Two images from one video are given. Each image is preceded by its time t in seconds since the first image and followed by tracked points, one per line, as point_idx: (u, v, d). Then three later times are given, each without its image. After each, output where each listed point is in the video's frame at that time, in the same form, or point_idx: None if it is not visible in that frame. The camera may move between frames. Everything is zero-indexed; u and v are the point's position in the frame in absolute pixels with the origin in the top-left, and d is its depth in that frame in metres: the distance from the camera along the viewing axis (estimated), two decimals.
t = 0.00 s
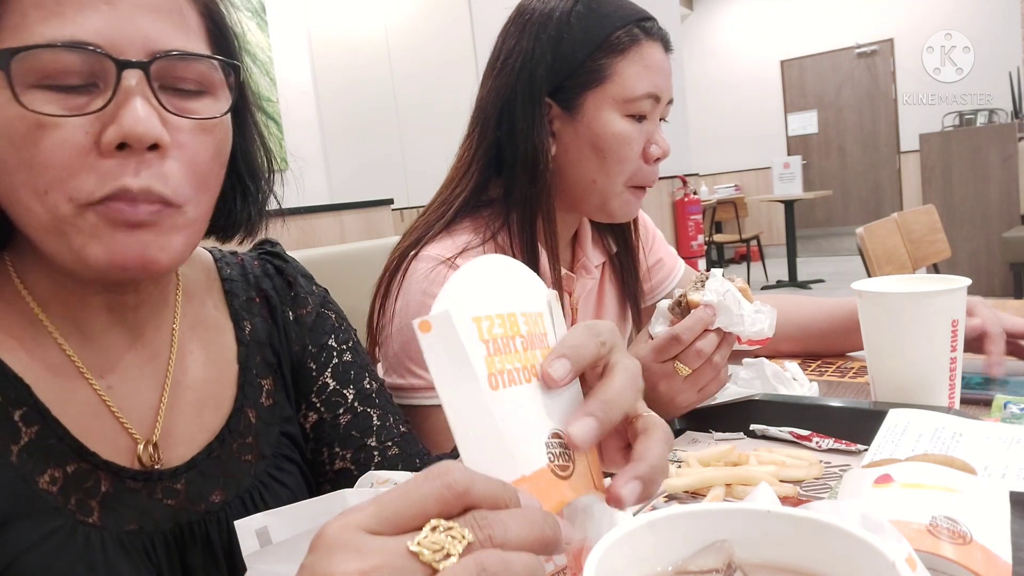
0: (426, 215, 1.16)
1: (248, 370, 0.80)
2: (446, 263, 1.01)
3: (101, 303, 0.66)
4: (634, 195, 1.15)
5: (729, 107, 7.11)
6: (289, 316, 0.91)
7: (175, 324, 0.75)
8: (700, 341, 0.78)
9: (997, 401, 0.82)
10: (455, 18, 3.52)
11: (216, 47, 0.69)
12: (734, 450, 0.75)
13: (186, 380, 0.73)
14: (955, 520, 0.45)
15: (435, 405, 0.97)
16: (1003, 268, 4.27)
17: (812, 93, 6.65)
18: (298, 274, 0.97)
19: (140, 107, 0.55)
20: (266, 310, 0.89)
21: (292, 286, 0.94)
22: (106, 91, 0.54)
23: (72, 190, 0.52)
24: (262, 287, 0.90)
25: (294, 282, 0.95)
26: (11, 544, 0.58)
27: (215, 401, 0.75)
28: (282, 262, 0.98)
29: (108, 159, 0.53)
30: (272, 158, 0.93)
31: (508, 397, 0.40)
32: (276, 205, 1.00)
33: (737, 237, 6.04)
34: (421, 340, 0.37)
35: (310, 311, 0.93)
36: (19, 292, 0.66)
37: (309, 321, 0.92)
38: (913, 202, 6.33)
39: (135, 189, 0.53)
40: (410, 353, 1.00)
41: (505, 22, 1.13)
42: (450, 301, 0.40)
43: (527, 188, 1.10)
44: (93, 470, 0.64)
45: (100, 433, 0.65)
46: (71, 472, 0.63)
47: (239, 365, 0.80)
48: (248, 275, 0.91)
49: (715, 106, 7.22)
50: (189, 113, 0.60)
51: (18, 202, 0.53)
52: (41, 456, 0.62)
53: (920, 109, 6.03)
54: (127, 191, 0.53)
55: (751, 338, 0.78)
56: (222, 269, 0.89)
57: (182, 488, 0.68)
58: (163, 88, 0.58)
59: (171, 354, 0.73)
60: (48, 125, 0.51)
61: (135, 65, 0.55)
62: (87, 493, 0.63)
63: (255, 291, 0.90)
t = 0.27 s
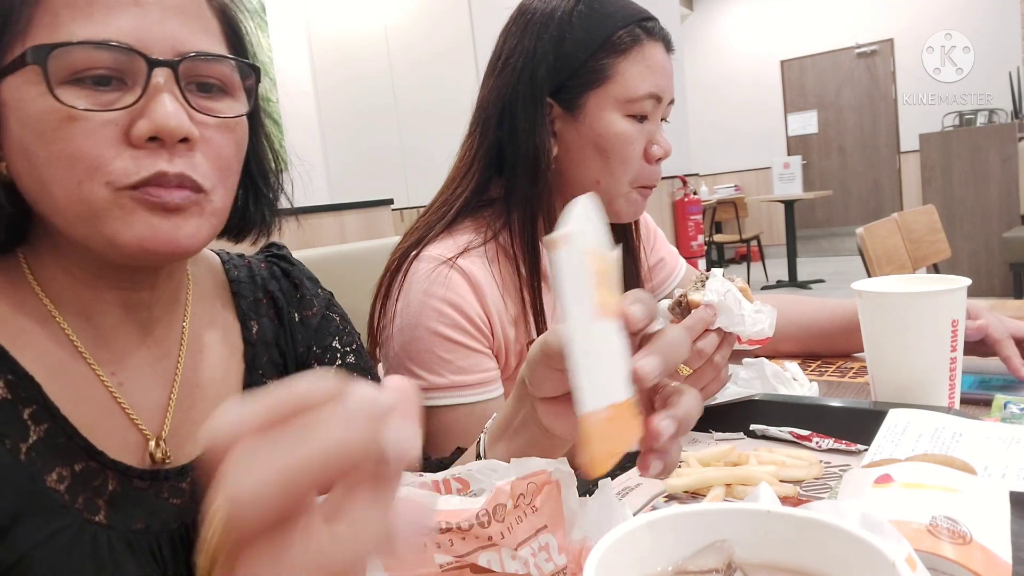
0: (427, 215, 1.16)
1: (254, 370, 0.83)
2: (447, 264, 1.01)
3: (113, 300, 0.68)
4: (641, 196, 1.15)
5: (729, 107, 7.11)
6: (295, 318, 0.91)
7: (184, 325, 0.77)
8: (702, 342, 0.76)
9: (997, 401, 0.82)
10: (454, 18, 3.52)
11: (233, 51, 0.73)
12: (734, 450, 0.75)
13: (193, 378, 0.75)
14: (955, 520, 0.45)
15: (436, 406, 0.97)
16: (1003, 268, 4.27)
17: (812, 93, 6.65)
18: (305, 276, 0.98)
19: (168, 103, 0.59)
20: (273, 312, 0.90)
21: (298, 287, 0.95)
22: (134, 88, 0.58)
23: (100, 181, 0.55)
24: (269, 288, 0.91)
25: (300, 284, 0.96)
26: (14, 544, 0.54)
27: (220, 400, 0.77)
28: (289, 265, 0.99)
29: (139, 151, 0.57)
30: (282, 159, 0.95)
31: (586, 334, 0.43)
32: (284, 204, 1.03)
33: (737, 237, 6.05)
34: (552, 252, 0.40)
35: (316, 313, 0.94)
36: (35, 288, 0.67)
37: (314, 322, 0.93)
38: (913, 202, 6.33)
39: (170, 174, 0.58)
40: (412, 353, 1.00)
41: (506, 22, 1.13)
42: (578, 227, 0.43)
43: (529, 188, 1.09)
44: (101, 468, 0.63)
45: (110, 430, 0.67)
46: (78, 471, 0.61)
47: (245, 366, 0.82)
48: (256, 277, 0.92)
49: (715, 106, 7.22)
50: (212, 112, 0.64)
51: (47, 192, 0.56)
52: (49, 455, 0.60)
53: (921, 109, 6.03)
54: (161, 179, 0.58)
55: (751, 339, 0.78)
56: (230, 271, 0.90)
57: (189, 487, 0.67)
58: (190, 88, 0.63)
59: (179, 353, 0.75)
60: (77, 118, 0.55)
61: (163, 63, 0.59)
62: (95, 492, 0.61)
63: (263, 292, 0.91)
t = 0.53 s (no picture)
0: (426, 215, 1.16)
1: (262, 364, 0.82)
2: (446, 263, 1.02)
3: (128, 292, 0.69)
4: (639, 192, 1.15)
5: (729, 107, 7.12)
6: (302, 315, 0.91)
7: (196, 320, 0.77)
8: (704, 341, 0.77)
9: (997, 401, 0.82)
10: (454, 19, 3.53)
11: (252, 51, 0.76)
12: (733, 450, 0.75)
13: (207, 372, 0.75)
14: (955, 520, 0.45)
15: (436, 406, 0.97)
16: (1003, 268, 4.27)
17: (812, 93, 6.66)
18: (312, 276, 0.98)
19: (192, 101, 0.61)
20: (281, 309, 0.90)
21: (305, 285, 0.95)
22: (161, 85, 0.61)
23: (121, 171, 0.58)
24: (277, 286, 0.91)
25: (307, 282, 0.96)
26: (30, 525, 0.60)
27: (229, 394, 0.77)
28: (296, 265, 0.99)
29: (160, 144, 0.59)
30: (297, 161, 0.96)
31: (626, 311, 0.44)
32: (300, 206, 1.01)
33: (737, 237, 6.05)
34: (611, 226, 0.41)
35: (322, 311, 0.94)
36: (56, 281, 0.68)
37: (321, 320, 0.93)
38: (913, 202, 6.33)
39: (183, 172, 0.60)
40: (410, 353, 0.99)
41: (505, 21, 1.13)
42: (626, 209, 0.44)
43: (527, 187, 1.09)
44: (110, 457, 0.65)
45: (123, 419, 0.67)
46: (90, 457, 0.64)
47: (253, 359, 0.81)
48: (264, 276, 0.92)
49: (715, 106, 7.23)
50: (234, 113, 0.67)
51: (71, 181, 0.58)
52: (62, 439, 0.63)
53: (920, 109, 6.03)
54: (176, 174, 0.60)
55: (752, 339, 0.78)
56: (239, 270, 0.90)
57: (195, 479, 0.69)
58: (214, 89, 0.65)
59: (191, 347, 0.75)
60: (106, 110, 0.57)
61: (190, 63, 0.63)
62: (104, 479, 0.64)
63: (270, 291, 0.91)
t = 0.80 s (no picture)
0: (425, 215, 1.16)
1: (268, 363, 0.82)
2: (445, 264, 1.02)
3: (136, 293, 0.68)
4: (635, 191, 1.15)
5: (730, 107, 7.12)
6: (308, 315, 0.92)
7: (204, 320, 0.77)
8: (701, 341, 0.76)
9: (997, 401, 0.82)
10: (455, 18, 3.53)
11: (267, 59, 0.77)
12: (734, 450, 0.75)
13: (215, 372, 0.76)
14: (955, 520, 0.45)
15: (436, 406, 0.97)
16: (1003, 268, 4.27)
17: (812, 93, 6.66)
18: (318, 276, 0.98)
19: (210, 107, 0.62)
20: (287, 309, 0.90)
21: (310, 285, 0.95)
22: (180, 91, 0.61)
23: (135, 171, 0.58)
24: (283, 286, 0.92)
25: (313, 282, 0.96)
26: (41, 514, 0.60)
27: (236, 393, 0.77)
28: (302, 264, 0.99)
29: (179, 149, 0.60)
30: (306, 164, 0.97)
31: (607, 312, 0.44)
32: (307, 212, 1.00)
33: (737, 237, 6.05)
34: (590, 226, 0.40)
35: (328, 311, 0.94)
36: (65, 282, 0.68)
37: (327, 320, 0.93)
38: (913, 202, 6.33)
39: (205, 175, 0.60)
40: (410, 354, 1.00)
41: (503, 21, 1.13)
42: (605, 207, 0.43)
43: (526, 187, 1.09)
44: (120, 452, 0.65)
45: (131, 416, 0.67)
46: (99, 451, 0.64)
47: (259, 358, 0.81)
48: (270, 277, 0.92)
49: (714, 106, 7.24)
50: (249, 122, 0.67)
51: (86, 180, 0.58)
52: (72, 433, 0.63)
53: (920, 109, 6.04)
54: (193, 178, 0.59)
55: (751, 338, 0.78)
56: (245, 270, 0.90)
57: (202, 476, 0.70)
58: (230, 97, 0.66)
59: (198, 347, 0.75)
60: (125, 112, 0.57)
61: (209, 70, 0.63)
62: (112, 473, 0.64)
63: (276, 291, 0.91)
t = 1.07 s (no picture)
0: (425, 214, 1.16)
1: (268, 364, 0.82)
2: (444, 266, 1.01)
3: (135, 292, 0.68)
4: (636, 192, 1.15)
5: (729, 107, 7.12)
6: (308, 315, 0.91)
7: (203, 321, 0.77)
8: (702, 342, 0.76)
9: (997, 401, 0.82)
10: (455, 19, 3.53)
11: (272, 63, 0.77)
12: (734, 450, 0.75)
13: (216, 372, 0.76)
14: (955, 520, 0.45)
15: (435, 408, 0.97)
16: (1004, 268, 4.27)
17: (812, 93, 6.65)
18: (318, 276, 0.98)
19: (212, 107, 0.62)
20: (288, 309, 0.90)
21: (311, 285, 0.95)
22: (184, 90, 0.61)
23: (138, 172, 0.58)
24: (284, 286, 0.92)
25: (313, 282, 0.96)
26: (39, 517, 0.60)
27: (236, 394, 0.77)
28: (302, 264, 0.99)
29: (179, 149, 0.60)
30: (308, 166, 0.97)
31: (606, 313, 0.44)
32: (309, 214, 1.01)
33: (737, 238, 6.05)
34: (590, 228, 0.40)
35: (329, 311, 0.94)
36: (63, 282, 0.67)
37: (327, 320, 0.93)
38: (913, 202, 6.33)
39: (203, 174, 0.60)
40: (410, 356, 0.99)
41: (503, 20, 1.13)
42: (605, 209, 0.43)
43: (526, 187, 1.09)
44: (118, 453, 0.65)
45: (132, 417, 0.68)
46: (98, 453, 0.64)
47: (259, 358, 0.81)
48: (270, 276, 0.92)
49: (714, 106, 7.23)
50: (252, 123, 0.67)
51: (86, 179, 0.58)
52: (71, 435, 0.63)
53: (920, 109, 6.04)
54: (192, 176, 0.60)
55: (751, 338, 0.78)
56: (245, 270, 0.90)
57: (201, 478, 0.70)
58: (233, 99, 0.66)
59: (198, 347, 0.75)
60: (129, 110, 0.57)
61: (212, 70, 0.63)
62: (111, 475, 0.64)
63: (277, 290, 0.91)
